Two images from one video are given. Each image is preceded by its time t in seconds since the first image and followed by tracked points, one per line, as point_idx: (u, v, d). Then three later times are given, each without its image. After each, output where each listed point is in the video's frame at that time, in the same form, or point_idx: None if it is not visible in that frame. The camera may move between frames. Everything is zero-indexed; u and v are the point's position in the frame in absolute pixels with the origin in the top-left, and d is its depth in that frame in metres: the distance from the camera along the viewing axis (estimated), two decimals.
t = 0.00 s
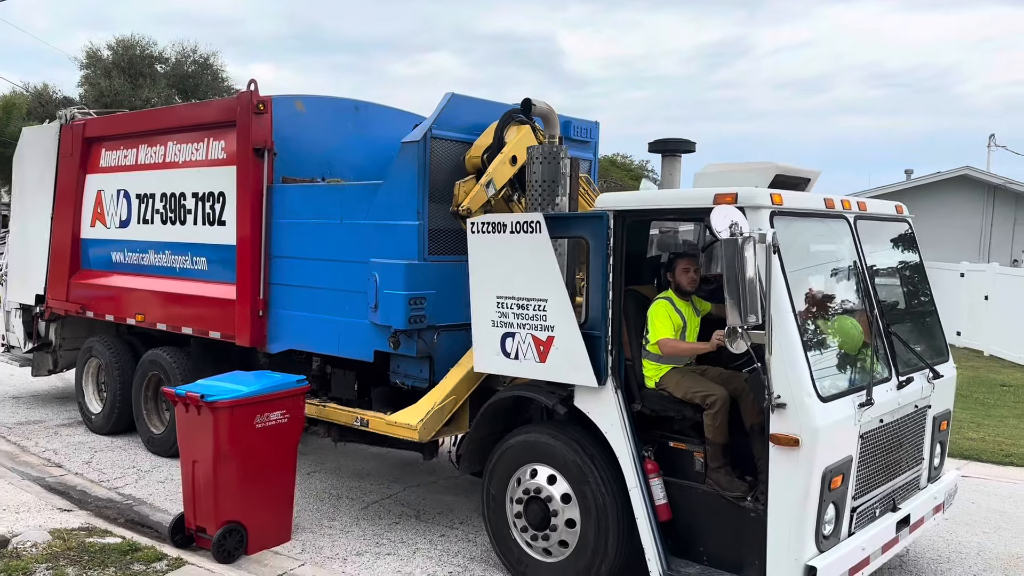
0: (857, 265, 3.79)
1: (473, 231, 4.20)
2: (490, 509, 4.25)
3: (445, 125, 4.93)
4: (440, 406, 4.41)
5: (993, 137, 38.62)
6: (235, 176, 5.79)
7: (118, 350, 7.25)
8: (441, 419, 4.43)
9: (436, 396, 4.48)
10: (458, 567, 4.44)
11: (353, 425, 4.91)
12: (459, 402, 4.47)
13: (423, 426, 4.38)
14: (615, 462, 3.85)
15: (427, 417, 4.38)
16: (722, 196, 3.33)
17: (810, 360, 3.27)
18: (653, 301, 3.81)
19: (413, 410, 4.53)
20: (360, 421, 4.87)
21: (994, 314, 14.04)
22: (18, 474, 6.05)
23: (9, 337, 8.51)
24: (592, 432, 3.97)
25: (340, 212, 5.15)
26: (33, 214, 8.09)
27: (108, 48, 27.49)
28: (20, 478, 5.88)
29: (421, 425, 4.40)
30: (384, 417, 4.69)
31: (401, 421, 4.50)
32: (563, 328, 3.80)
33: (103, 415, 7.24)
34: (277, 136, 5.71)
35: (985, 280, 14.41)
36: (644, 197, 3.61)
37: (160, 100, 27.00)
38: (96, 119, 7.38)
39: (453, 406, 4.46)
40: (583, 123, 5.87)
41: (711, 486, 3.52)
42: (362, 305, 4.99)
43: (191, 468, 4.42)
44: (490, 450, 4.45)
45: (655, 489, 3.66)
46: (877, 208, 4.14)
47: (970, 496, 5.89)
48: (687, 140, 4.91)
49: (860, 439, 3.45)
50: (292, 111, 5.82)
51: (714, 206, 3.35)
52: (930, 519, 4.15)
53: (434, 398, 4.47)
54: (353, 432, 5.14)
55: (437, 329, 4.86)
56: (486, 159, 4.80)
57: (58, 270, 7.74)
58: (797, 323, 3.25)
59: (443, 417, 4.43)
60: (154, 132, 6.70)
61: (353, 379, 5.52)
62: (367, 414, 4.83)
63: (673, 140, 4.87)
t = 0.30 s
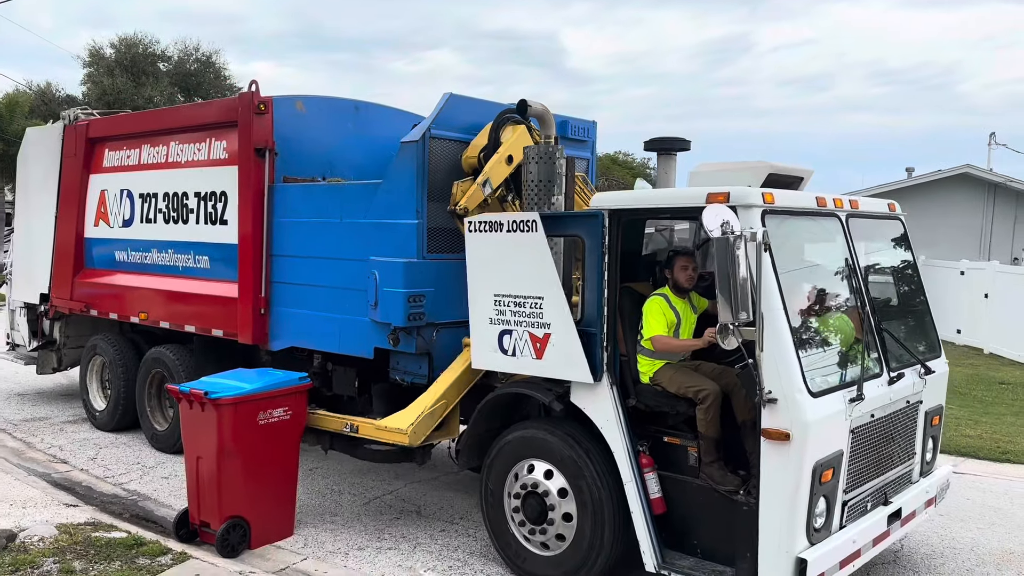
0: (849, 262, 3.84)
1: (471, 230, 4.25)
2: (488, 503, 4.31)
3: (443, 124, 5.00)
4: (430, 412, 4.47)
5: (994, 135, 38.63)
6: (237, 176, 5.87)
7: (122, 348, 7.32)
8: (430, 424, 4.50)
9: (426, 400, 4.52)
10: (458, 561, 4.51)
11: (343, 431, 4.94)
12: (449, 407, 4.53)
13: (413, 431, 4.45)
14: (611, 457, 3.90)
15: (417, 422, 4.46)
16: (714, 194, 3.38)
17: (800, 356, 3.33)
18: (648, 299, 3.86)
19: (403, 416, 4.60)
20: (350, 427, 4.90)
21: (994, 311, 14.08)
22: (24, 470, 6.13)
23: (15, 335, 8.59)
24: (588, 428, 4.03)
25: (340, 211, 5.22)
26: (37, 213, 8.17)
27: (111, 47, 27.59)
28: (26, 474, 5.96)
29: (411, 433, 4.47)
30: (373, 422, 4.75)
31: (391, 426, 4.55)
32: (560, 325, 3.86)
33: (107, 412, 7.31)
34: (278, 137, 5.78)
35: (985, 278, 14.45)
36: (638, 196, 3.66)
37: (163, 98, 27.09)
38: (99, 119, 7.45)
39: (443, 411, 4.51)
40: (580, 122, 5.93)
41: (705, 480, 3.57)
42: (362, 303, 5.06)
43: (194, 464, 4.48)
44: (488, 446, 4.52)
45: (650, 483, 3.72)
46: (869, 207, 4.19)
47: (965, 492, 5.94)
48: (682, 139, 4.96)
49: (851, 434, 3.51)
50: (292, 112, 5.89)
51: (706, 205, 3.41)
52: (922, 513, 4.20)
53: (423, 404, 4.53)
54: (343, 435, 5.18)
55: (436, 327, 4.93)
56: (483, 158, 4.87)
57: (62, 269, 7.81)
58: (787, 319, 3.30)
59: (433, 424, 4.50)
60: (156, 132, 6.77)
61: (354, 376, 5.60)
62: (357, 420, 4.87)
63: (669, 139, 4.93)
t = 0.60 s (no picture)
0: (845, 261, 3.88)
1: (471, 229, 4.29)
2: (487, 499, 4.36)
3: (444, 124, 5.04)
4: (430, 408, 4.52)
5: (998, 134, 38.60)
6: (240, 175, 5.93)
7: (126, 345, 7.38)
8: (429, 420, 4.54)
9: (426, 396, 4.57)
10: (458, 556, 4.56)
11: (343, 425, 4.99)
12: (448, 403, 4.58)
13: (412, 426, 4.49)
14: (609, 453, 3.95)
15: (416, 418, 4.50)
16: (711, 194, 3.43)
17: (795, 354, 3.37)
18: (644, 297, 3.91)
19: (402, 411, 4.64)
20: (350, 422, 4.96)
21: (996, 310, 14.10)
22: (29, 466, 6.19)
23: (21, 333, 8.67)
24: (586, 425, 4.07)
25: (342, 210, 5.27)
26: (43, 211, 8.24)
27: (116, 46, 27.70)
28: (31, 470, 6.03)
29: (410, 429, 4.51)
30: (373, 418, 4.79)
31: (391, 422, 4.60)
32: (558, 323, 3.91)
33: (112, 409, 7.38)
34: (281, 136, 5.83)
35: (988, 277, 14.46)
36: (636, 195, 3.70)
37: (167, 97, 27.20)
38: (104, 119, 7.51)
39: (443, 407, 4.56)
40: (580, 122, 5.97)
41: (701, 476, 3.62)
42: (364, 301, 5.11)
43: (197, 460, 4.54)
44: (488, 442, 4.57)
45: (647, 479, 3.76)
46: (865, 206, 4.23)
47: (963, 489, 5.97)
48: (681, 139, 5.00)
49: (846, 431, 3.54)
50: (296, 112, 5.95)
51: (703, 204, 3.46)
52: (917, 510, 4.23)
53: (422, 399, 4.57)
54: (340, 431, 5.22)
55: (437, 325, 4.98)
56: (483, 157, 4.92)
57: (68, 267, 7.88)
58: (782, 317, 3.34)
59: (432, 419, 4.55)
60: (160, 131, 6.83)
61: (355, 373, 5.65)
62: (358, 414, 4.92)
63: (667, 139, 4.97)
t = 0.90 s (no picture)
0: (837, 261, 3.92)
1: (467, 229, 4.36)
2: (484, 495, 4.43)
3: (442, 126, 5.11)
4: (423, 404, 4.58)
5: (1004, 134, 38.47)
6: (242, 175, 5.99)
7: (130, 344, 7.46)
8: (423, 416, 4.60)
9: (421, 392, 4.63)
10: (455, 552, 4.62)
11: (340, 420, 5.07)
12: (442, 399, 4.64)
13: (406, 423, 4.55)
14: (603, 450, 4.01)
15: (410, 414, 4.56)
16: (701, 195, 3.47)
17: (783, 352, 3.42)
18: (638, 296, 3.95)
19: (397, 407, 4.71)
20: (347, 416, 5.02)
21: (999, 310, 14.09)
22: (34, 463, 6.28)
23: (27, 332, 8.78)
24: (581, 422, 4.13)
25: (342, 210, 5.34)
26: (48, 211, 8.33)
27: (123, 46, 27.86)
28: (36, 467, 6.11)
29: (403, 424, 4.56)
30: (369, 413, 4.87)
31: (386, 418, 4.67)
32: (553, 322, 3.97)
33: (116, 407, 7.47)
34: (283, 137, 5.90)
35: (992, 276, 14.46)
36: (628, 195, 3.75)
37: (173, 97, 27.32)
38: (108, 120, 7.59)
39: (437, 403, 4.62)
40: (578, 123, 6.03)
41: (692, 473, 3.67)
42: (363, 300, 5.18)
43: (198, 457, 4.61)
44: (484, 440, 4.63)
45: (640, 476, 3.82)
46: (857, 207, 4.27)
47: (959, 487, 6.01)
48: (677, 139, 5.05)
49: (835, 429, 3.59)
50: (297, 114, 6.01)
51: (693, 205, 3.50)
52: (909, 507, 4.27)
53: (417, 395, 4.64)
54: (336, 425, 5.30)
55: (434, 324, 5.05)
56: (480, 158, 4.98)
57: (73, 267, 7.97)
58: (771, 315, 3.39)
59: (426, 415, 4.60)
60: (164, 132, 6.90)
61: (355, 372, 5.72)
62: (354, 410, 4.99)
63: (663, 139, 5.02)
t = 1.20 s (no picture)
0: (827, 262, 3.96)
1: (464, 230, 4.42)
2: (480, 492, 4.49)
3: (441, 128, 5.17)
4: (425, 404, 4.65)
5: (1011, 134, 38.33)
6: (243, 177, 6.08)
7: (135, 343, 7.56)
8: (425, 415, 4.67)
9: (422, 393, 4.71)
10: (451, 548, 4.69)
11: (341, 421, 5.15)
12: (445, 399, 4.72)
13: (407, 423, 4.64)
14: (597, 449, 4.06)
15: (411, 413, 4.64)
16: (691, 197, 3.53)
17: (772, 352, 3.47)
18: (631, 296, 4.01)
19: (400, 407, 4.79)
20: (348, 418, 5.11)
21: (1002, 311, 14.09)
22: (39, 461, 6.38)
23: (34, 331, 8.90)
24: (575, 421, 4.18)
25: (341, 211, 5.41)
26: (55, 212, 8.44)
27: (130, 48, 28.07)
28: (41, 464, 6.21)
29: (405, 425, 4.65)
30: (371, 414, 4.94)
31: (388, 418, 4.76)
32: (547, 322, 4.03)
33: (121, 406, 7.56)
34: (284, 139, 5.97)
35: (995, 277, 14.44)
36: (620, 197, 3.81)
37: (180, 99, 27.48)
38: (113, 122, 7.70)
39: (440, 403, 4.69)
40: (576, 125, 6.10)
41: (683, 471, 3.72)
42: (362, 299, 5.25)
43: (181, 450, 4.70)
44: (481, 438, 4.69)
45: (632, 474, 3.87)
46: (849, 208, 4.32)
47: (955, 486, 6.04)
48: (672, 142, 5.10)
49: (824, 427, 3.64)
50: (298, 116, 6.08)
51: (683, 207, 3.56)
52: (900, 505, 4.31)
53: (419, 395, 4.71)
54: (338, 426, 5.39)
55: (433, 324, 5.11)
56: (477, 161, 5.08)
57: (79, 267, 8.07)
58: (760, 315, 3.45)
59: (429, 415, 4.67)
60: (167, 134, 7.00)
61: (355, 371, 5.79)
62: (355, 411, 5.07)
63: (659, 142, 5.08)
